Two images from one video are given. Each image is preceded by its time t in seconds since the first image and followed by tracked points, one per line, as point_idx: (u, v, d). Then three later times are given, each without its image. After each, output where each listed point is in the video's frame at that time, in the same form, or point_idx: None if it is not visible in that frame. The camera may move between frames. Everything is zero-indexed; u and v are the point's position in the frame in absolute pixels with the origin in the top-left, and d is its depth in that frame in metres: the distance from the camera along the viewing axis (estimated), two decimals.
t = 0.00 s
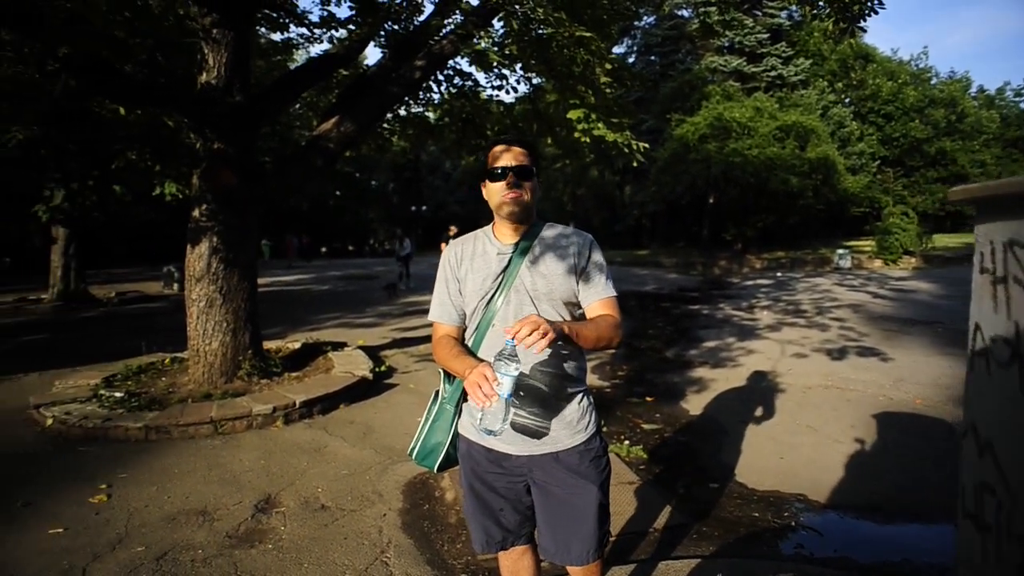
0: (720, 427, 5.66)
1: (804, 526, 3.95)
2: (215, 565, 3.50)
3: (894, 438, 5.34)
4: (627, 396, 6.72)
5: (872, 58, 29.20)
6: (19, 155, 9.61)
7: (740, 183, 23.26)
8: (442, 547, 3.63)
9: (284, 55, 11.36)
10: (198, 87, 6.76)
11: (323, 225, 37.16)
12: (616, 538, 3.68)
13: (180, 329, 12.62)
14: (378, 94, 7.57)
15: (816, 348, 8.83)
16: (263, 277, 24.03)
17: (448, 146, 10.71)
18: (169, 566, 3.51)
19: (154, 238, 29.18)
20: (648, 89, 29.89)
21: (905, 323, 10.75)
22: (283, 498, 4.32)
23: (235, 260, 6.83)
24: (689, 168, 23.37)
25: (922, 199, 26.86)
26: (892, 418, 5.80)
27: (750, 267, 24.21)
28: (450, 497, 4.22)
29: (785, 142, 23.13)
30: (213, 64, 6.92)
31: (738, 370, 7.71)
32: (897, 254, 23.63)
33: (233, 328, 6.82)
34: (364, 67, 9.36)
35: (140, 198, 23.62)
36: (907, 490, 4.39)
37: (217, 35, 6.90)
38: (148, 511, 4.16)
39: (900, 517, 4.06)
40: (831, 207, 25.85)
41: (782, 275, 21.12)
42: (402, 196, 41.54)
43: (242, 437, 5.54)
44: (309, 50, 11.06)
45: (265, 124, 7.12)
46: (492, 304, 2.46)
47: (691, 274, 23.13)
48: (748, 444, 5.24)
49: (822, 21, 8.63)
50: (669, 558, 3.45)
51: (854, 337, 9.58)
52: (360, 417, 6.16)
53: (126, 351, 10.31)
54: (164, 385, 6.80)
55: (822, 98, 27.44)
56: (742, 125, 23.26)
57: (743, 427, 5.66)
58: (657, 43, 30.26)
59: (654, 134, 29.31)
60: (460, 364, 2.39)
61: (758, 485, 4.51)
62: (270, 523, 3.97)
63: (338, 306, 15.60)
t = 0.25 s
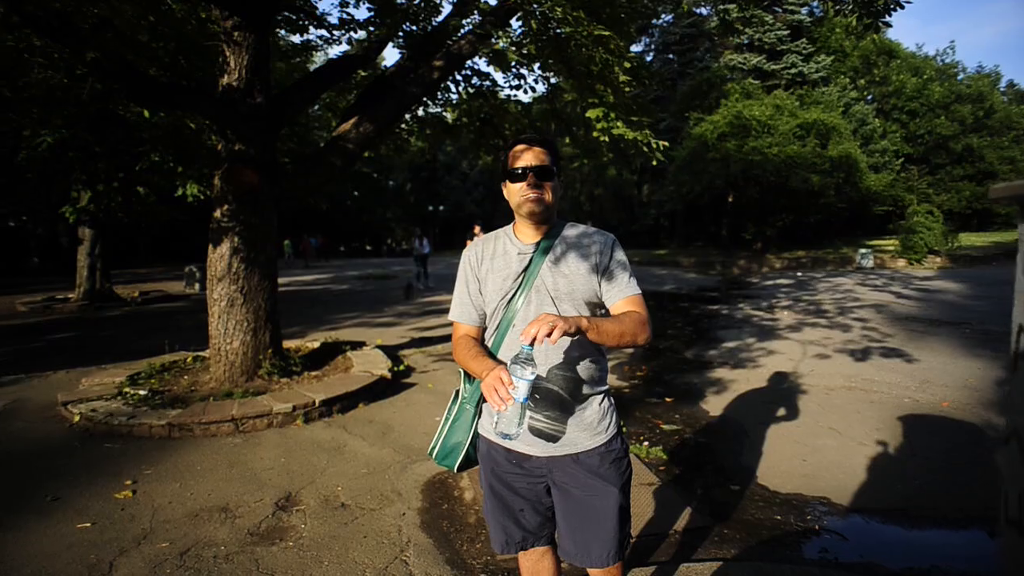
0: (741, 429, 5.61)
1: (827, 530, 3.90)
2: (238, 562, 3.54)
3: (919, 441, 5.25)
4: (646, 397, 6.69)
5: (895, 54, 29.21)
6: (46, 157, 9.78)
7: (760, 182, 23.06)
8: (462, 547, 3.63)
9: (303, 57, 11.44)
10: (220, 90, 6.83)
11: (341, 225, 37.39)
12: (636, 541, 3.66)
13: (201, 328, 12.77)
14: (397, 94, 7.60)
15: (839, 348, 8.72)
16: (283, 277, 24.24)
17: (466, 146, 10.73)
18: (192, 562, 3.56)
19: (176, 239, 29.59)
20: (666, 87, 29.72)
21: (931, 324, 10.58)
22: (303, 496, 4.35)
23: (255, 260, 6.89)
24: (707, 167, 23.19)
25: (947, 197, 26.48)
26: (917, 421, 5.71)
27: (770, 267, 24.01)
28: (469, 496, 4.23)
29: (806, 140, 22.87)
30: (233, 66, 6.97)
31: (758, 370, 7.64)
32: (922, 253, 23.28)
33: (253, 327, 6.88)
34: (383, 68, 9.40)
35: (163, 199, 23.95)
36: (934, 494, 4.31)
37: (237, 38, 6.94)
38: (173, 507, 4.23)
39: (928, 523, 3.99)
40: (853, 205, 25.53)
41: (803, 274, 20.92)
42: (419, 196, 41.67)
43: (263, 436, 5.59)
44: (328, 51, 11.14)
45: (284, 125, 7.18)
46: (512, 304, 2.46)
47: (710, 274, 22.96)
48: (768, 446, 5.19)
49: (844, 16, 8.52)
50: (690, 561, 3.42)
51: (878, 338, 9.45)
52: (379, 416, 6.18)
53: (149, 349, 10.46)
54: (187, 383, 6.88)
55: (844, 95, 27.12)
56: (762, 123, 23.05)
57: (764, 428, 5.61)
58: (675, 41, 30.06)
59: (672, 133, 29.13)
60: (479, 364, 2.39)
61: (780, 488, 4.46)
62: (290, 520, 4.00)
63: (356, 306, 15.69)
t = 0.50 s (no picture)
0: (766, 430, 5.55)
1: (858, 536, 3.84)
2: (263, 555, 3.58)
3: (950, 446, 5.15)
4: (669, 397, 6.64)
5: (927, 49, 28.76)
6: (78, 155, 9.99)
7: (785, 180, 22.77)
8: (485, 545, 3.63)
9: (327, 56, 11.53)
10: (246, 89, 6.91)
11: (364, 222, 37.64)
12: (661, 543, 3.63)
13: (227, 324, 12.95)
14: (421, 93, 7.62)
15: (867, 350, 8.58)
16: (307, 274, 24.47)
17: (489, 144, 10.74)
18: (220, 554, 3.62)
19: (203, 236, 30.04)
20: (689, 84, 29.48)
21: (962, 326, 10.38)
22: (327, 492, 4.39)
23: (281, 257, 6.95)
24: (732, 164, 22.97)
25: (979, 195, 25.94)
26: (948, 425, 5.60)
27: (795, 267, 23.72)
28: (492, 495, 4.23)
29: (833, 137, 22.53)
30: (260, 65, 7.04)
31: (784, 371, 7.55)
32: (953, 253, 22.83)
33: (278, 324, 6.95)
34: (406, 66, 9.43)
35: (190, 196, 24.33)
36: (967, 501, 4.22)
37: (263, 37, 7.01)
38: (201, 500, 4.31)
39: (960, 531, 3.91)
40: (882, 203, 25.11)
41: (829, 274, 20.64)
42: (441, 194, 41.81)
43: (288, 431, 5.65)
44: (352, 50, 11.21)
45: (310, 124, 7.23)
46: (538, 304, 2.45)
47: (734, 273, 22.76)
48: (795, 448, 5.13)
49: (875, 11, 8.37)
50: (716, 564, 3.39)
51: (907, 339, 9.28)
52: (402, 413, 6.21)
53: (176, 344, 10.62)
54: (213, 378, 6.97)
55: (873, 92, 26.68)
56: (788, 120, 22.77)
57: (790, 431, 5.54)
58: (699, 38, 29.79)
59: (696, 130, 28.89)
60: (504, 364, 2.39)
61: (807, 492, 4.40)
62: (314, 515, 4.03)
63: (379, 303, 15.79)
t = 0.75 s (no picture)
0: (802, 433, 5.46)
1: (901, 544, 3.74)
2: (297, 550, 3.62)
3: (996, 452, 5.00)
4: (702, 398, 6.57)
5: (973, 39, 27.68)
6: (118, 155, 10.23)
7: (820, 177, 22.36)
8: (516, 545, 3.62)
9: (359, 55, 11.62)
10: (280, 89, 6.99)
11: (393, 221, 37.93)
12: (695, 547, 3.58)
13: (261, 321, 13.15)
14: (452, 91, 7.63)
15: (907, 352, 8.38)
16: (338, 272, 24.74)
17: (519, 143, 10.74)
18: (255, 548, 3.67)
19: (236, 234, 30.57)
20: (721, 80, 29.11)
21: (1007, 327, 10.07)
22: (359, 488, 4.42)
23: (313, 255, 7.03)
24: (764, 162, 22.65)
25: None
26: (993, 430, 5.44)
27: (830, 266, 23.30)
28: (523, 494, 4.22)
29: (870, 133, 22.06)
30: (293, 66, 7.12)
31: (819, 373, 7.41)
32: (998, 252, 22.19)
33: (311, 321, 7.03)
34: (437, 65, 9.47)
35: (224, 195, 24.76)
36: (1014, 510, 4.09)
37: (297, 38, 7.10)
38: (236, 494, 4.38)
39: (1008, 542, 3.78)
40: (921, 200, 24.51)
41: (866, 273, 20.22)
42: (469, 192, 41.94)
43: (320, 427, 5.70)
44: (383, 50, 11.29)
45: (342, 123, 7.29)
46: (573, 304, 2.43)
47: (766, 272, 22.44)
48: (832, 452, 5.03)
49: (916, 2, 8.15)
50: (752, 570, 3.33)
51: (949, 341, 9.04)
52: (432, 411, 6.23)
53: (211, 341, 10.83)
54: (247, 374, 7.07)
55: (912, 86, 26.07)
56: (823, 116, 22.36)
57: (826, 434, 5.44)
58: (730, 33, 29.40)
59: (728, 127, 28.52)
60: (537, 367, 2.38)
61: (846, 497, 4.31)
62: (347, 511, 4.07)
63: (409, 301, 15.90)
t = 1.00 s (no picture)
0: (842, 435, 5.33)
1: (951, 553, 3.61)
2: (332, 544, 3.64)
3: None
4: (736, 397, 6.48)
5: None
6: (156, 152, 10.44)
7: (858, 172, 21.87)
8: (550, 543, 3.60)
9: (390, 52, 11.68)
10: (314, 87, 7.05)
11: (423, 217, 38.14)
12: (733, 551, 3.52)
13: (295, 316, 13.33)
14: (484, 86, 7.61)
15: (950, 353, 8.15)
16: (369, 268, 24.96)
17: (550, 139, 10.69)
18: (290, 541, 3.71)
19: (270, 230, 31.03)
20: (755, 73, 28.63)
21: None
22: (391, 483, 4.44)
23: (346, 251, 7.08)
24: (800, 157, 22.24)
25: None
26: None
27: (867, 263, 22.82)
28: (556, 492, 4.19)
29: (912, 126, 21.49)
30: (327, 63, 7.16)
31: (858, 373, 7.25)
32: None
33: (343, 316, 7.08)
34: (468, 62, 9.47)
35: (259, 192, 25.15)
36: None
37: (331, 35, 7.14)
38: (272, 487, 4.44)
39: None
40: (965, 196, 23.81)
41: (905, 271, 19.74)
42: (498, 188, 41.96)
43: (353, 422, 5.75)
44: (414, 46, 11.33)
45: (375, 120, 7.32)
46: (611, 301, 2.40)
47: (800, 269, 22.06)
48: (873, 455, 4.91)
49: None
50: None
51: (995, 342, 8.77)
52: (463, 407, 6.24)
53: (246, 335, 11.00)
54: (281, 369, 7.15)
55: (956, 77, 25.31)
56: (861, 109, 21.88)
57: (867, 436, 5.31)
58: (764, 25, 28.88)
59: (762, 121, 28.04)
60: (575, 369, 2.35)
61: (889, 502, 4.19)
62: (380, 507, 4.08)
63: (439, 297, 15.96)
